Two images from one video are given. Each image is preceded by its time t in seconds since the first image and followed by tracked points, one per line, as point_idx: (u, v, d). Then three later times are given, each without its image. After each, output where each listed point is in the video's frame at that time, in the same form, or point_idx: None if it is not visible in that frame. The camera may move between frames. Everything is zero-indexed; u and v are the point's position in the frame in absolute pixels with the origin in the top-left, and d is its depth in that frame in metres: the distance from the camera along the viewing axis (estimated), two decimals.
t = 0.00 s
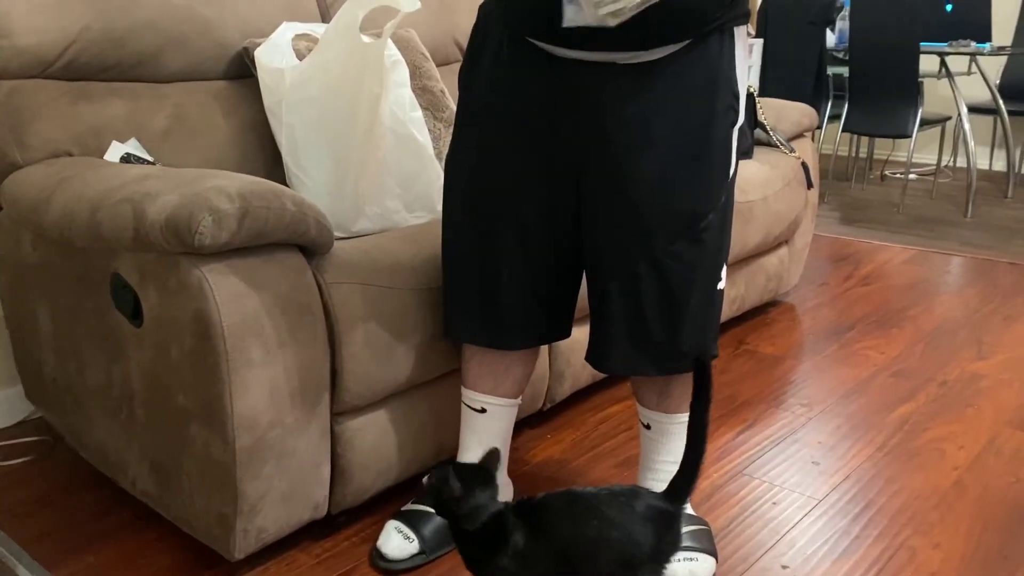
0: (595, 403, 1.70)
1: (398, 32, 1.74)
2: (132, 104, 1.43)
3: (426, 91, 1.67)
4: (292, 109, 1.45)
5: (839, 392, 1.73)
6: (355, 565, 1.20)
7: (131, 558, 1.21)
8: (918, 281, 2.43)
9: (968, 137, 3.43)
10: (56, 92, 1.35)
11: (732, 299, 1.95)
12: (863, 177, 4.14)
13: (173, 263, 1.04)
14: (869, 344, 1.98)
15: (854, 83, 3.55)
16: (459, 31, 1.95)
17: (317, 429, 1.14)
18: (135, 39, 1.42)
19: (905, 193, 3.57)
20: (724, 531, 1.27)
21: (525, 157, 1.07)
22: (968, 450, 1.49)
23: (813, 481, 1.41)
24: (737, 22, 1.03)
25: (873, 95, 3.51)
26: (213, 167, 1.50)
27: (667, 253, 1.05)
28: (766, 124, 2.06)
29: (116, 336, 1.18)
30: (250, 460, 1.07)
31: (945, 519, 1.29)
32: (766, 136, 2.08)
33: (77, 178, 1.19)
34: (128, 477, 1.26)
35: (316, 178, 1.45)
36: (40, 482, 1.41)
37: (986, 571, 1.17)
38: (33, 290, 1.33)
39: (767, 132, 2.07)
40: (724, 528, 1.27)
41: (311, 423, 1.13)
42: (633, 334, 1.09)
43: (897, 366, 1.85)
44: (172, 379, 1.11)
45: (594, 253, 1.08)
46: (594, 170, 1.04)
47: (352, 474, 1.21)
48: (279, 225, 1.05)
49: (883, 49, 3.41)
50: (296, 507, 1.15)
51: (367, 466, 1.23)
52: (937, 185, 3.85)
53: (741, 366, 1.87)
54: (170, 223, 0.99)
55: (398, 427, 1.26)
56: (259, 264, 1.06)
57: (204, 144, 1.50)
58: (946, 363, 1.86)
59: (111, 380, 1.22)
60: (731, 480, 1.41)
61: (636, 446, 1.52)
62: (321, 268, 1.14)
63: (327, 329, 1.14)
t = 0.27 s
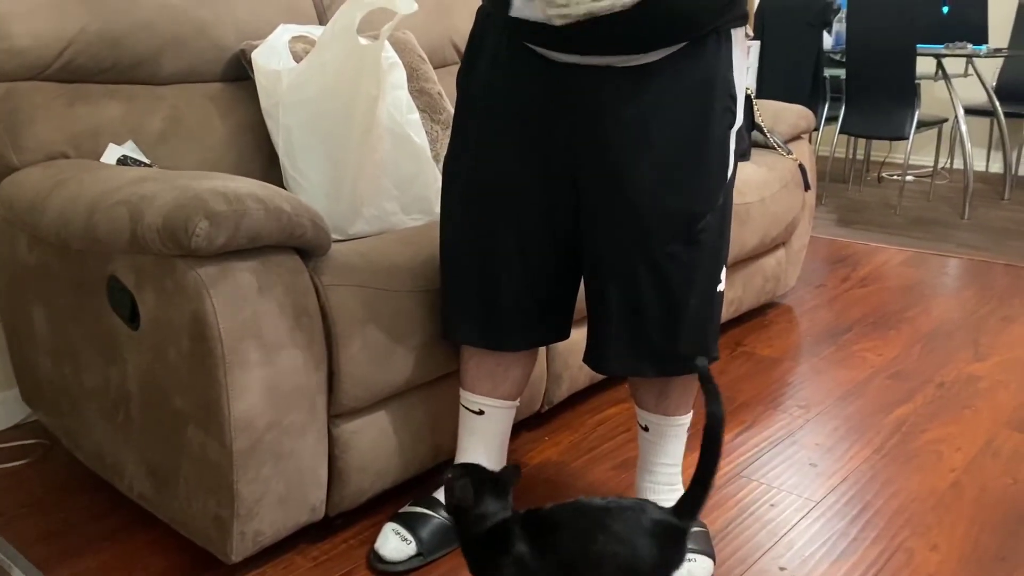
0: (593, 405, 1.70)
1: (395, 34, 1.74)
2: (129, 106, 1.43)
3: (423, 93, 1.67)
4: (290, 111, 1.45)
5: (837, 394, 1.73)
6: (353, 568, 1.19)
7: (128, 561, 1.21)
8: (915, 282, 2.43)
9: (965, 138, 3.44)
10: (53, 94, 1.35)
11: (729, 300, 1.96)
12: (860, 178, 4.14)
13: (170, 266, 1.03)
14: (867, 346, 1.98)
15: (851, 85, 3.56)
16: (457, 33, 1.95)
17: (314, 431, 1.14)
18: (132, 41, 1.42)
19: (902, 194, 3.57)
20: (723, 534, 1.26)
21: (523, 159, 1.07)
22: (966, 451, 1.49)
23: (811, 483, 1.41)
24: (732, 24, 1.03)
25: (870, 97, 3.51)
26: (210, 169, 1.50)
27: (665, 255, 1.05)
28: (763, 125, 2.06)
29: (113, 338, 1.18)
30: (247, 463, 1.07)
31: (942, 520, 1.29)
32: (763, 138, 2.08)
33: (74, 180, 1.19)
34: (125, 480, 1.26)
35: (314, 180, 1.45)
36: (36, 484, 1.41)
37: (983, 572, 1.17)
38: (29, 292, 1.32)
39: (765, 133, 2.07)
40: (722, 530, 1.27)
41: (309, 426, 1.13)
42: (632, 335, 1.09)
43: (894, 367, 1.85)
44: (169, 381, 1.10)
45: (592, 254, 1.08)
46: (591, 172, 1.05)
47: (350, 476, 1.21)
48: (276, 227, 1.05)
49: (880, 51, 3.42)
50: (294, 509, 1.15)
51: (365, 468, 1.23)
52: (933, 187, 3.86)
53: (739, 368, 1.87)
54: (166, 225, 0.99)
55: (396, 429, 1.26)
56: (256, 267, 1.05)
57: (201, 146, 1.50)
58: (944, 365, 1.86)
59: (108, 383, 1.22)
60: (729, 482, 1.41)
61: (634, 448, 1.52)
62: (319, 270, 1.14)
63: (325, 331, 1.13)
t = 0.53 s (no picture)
0: (591, 405, 1.70)
1: (392, 34, 1.74)
2: (127, 107, 1.43)
3: (421, 93, 1.67)
4: (287, 112, 1.45)
5: (834, 393, 1.74)
6: (351, 568, 1.19)
7: (126, 562, 1.21)
8: (912, 282, 2.44)
9: (963, 138, 3.44)
10: (50, 94, 1.35)
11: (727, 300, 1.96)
12: (858, 177, 4.15)
13: (168, 266, 1.03)
14: (865, 345, 1.98)
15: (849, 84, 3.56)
16: (455, 33, 1.95)
17: (313, 432, 1.14)
18: (129, 41, 1.42)
19: (900, 194, 3.58)
20: (720, 533, 1.27)
21: (523, 160, 1.07)
22: (964, 451, 1.49)
23: (808, 483, 1.41)
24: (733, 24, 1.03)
25: (868, 96, 3.52)
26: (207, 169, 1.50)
27: (668, 255, 1.05)
28: (761, 125, 2.06)
29: (111, 338, 1.18)
30: (245, 463, 1.07)
31: (940, 520, 1.29)
32: (761, 137, 2.07)
33: (71, 180, 1.19)
34: (123, 481, 1.26)
35: (311, 180, 1.45)
36: (34, 485, 1.41)
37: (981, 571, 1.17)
38: (27, 293, 1.32)
39: (762, 133, 2.07)
40: (720, 530, 1.27)
41: (307, 426, 1.13)
42: (635, 335, 1.09)
43: (892, 367, 1.86)
44: (167, 382, 1.10)
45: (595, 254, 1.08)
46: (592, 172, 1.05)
47: (348, 477, 1.21)
48: (274, 227, 1.05)
49: (877, 50, 3.42)
50: (292, 510, 1.15)
51: (363, 469, 1.23)
52: (931, 186, 3.86)
53: (737, 367, 1.87)
54: (164, 226, 0.99)
55: (394, 430, 1.26)
56: (254, 267, 1.05)
57: (199, 146, 1.50)
58: (941, 364, 1.86)
59: (106, 384, 1.22)
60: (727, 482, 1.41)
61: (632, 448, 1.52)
62: (317, 270, 1.14)
63: (323, 332, 1.13)
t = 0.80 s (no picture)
0: (589, 403, 1.70)
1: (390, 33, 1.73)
2: (125, 106, 1.42)
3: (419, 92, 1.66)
4: (285, 112, 1.46)
5: (833, 391, 1.74)
6: (350, 567, 1.19)
7: (125, 561, 1.21)
8: (910, 280, 2.44)
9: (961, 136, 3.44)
10: (47, 93, 1.34)
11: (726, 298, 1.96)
12: (856, 176, 4.15)
13: (166, 265, 1.03)
14: (863, 343, 1.98)
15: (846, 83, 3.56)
16: (452, 33, 1.95)
17: (311, 430, 1.14)
18: (126, 40, 1.43)
19: (898, 192, 3.58)
20: (719, 531, 1.27)
21: (529, 160, 1.07)
22: (962, 448, 1.49)
23: (807, 481, 1.41)
24: (737, 22, 1.03)
25: (865, 95, 3.52)
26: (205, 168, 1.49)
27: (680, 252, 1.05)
28: (759, 124, 2.05)
29: (109, 338, 1.18)
30: (244, 462, 1.07)
31: (938, 518, 1.29)
32: (759, 136, 2.07)
33: (69, 179, 1.18)
34: (122, 480, 1.26)
35: (310, 179, 1.45)
36: (33, 485, 1.41)
37: (980, 569, 1.17)
38: (24, 292, 1.32)
39: (760, 132, 2.06)
40: (718, 528, 1.28)
41: (305, 425, 1.13)
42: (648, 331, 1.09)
43: (891, 364, 1.86)
44: (165, 381, 1.10)
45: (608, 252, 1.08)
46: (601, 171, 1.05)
47: (347, 476, 1.21)
48: (272, 226, 1.05)
49: (875, 49, 3.42)
50: (291, 509, 1.15)
51: (362, 468, 1.23)
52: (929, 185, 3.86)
53: (736, 366, 1.88)
54: (162, 224, 0.99)
55: (392, 429, 1.26)
56: (252, 266, 1.05)
57: (197, 145, 1.49)
58: (940, 362, 1.86)
59: (104, 384, 1.22)
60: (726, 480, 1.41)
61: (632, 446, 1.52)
62: (315, 269, 1.14)
63: (320, 331, 1.13)
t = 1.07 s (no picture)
0: (587, 400, 1.70)
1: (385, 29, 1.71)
2: (120, 103, 1.42)
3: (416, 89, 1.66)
4: (281, 109, 1.45)
5: (831, 388, 1.74)
6: (347, 565, 1.19)
7: (122, 559, 1.20)
8: (908, 277, 2.44)
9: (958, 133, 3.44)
10: (43, 90, 1.34)
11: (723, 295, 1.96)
12: (853, 173, 4.15)
13: (162, 263, 1.03)
14: (861, 340, 1.98)
15: (844, 80, 3.56)
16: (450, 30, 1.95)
17: (309, 428, 1.14)
18: (121, 37, 1.43)
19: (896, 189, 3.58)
20: (717, 529, 1.26)
21: (542, 157, 1.05)
22: (960, 445, 1.49)
23: (806, 477, 1.41)
24: (749, 20, 1.03)
25: (863, 91, 3.52)
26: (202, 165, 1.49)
27: (702, 245, 1.05)
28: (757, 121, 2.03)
29: (106, 336, 1.17)
30: (240, 460, 1.07)
31: (936, 514, 1.29)
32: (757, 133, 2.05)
33: (65, 177, 1.18)
34: (119, 478, 1.26)
35: (308, 177, 1.45)
36: (30, 484, 1.40)
37: (977, 565, 1.17)
38: (20, 290, 1.32)
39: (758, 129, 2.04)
40: (716, 525, 1.27)
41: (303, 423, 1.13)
42: (670, 324, 1.09)
43: (889, 361, 1.86)
44: (162, 378, 1.10)
45: (627, 247, 1.07)
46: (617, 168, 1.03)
47: (344, 473, 1.21)
48: (268, 223, 1.04)
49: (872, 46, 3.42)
50: (288, 507, 1.14)
51: (359, 465, 1.22)
52: (927, 182, 3.86)
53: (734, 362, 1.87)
54: (157, 221, 0.99)
55: (390, 427, 1.25)
56: (248, 264, 1.05)
57: (193, 142, 1.49)
58: (937, 359, 1.86)
59: (101, 382, 1.21)
60: (724, 476, 1.41)
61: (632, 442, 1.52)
62: (312, 267, 1.14)
63: (318, 329, 1.13)
